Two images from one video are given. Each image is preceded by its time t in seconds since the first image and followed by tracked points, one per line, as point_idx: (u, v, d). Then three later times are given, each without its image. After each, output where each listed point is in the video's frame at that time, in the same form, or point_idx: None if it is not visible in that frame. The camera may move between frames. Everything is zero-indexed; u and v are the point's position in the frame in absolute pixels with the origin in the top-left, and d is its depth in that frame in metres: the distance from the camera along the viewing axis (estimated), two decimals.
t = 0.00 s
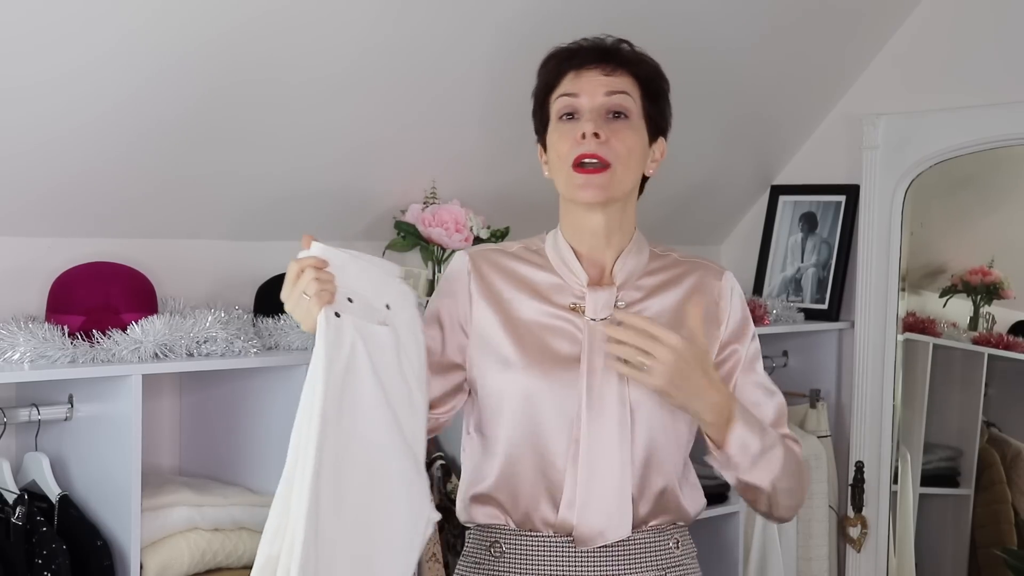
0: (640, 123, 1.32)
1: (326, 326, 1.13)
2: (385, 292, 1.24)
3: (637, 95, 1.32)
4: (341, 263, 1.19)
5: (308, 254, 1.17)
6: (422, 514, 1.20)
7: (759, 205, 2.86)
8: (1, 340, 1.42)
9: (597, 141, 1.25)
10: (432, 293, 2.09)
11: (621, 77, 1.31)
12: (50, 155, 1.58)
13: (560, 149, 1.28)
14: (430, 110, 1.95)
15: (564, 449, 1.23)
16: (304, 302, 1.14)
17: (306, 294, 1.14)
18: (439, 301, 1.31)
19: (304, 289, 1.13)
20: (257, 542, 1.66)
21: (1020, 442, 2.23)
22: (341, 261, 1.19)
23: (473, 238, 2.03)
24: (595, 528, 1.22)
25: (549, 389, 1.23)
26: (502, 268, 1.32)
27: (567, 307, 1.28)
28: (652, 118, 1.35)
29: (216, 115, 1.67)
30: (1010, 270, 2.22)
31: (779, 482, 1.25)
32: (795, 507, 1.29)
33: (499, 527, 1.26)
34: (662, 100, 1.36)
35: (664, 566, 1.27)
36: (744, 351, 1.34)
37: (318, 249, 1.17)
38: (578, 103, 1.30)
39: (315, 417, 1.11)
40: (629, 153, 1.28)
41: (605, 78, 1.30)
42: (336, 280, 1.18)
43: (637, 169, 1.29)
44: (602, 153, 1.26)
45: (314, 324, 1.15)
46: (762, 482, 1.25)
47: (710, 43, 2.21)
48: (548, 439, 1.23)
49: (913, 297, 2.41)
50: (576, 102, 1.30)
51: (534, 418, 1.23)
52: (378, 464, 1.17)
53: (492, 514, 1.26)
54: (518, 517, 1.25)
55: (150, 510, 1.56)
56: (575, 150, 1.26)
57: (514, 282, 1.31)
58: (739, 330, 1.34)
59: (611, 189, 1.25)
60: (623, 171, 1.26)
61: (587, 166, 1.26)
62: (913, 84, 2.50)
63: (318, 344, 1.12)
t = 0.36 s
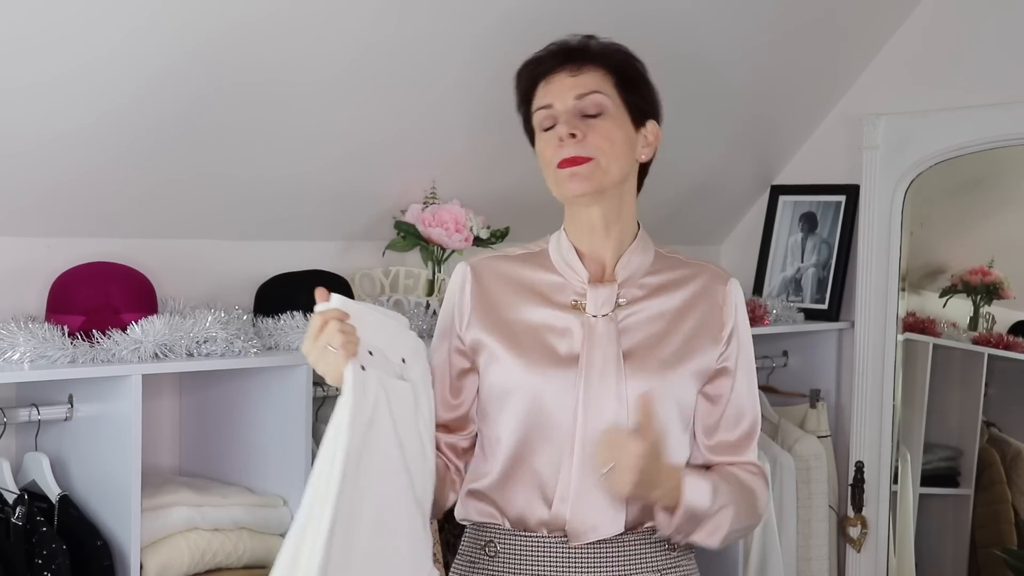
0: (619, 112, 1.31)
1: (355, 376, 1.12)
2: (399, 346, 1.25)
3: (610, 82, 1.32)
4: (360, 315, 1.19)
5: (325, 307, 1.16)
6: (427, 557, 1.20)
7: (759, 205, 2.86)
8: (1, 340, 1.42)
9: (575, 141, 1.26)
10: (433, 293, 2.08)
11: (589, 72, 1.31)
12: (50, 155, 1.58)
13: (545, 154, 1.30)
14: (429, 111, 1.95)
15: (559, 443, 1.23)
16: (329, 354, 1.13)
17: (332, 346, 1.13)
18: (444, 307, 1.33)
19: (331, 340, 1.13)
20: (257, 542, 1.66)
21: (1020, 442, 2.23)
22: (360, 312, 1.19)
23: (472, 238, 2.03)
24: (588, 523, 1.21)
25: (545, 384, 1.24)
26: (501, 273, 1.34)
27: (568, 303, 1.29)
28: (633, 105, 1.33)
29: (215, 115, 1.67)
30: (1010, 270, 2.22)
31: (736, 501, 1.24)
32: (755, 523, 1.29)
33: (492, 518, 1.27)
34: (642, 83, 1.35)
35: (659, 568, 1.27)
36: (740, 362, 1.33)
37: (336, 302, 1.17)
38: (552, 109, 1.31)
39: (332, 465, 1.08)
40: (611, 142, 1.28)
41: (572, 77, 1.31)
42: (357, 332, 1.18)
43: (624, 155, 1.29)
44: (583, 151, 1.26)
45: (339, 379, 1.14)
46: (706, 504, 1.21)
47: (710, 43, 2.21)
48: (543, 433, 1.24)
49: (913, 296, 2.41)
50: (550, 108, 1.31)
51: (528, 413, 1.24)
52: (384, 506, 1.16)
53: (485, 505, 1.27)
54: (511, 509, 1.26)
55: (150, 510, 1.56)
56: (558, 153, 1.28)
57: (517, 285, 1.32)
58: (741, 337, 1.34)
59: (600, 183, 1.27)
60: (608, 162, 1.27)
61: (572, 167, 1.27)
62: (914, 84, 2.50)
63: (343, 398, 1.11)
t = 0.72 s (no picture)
0: (609, 117, 1.29)
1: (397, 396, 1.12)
2: (421, 371, 1.22)
3: (596, 88, 1.30)
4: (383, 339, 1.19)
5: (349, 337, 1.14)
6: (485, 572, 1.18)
7: (759, 205, 2.86)
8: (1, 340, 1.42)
9: (571, 153, 1.25)
10: (433, 293, 2.08)
11: (575, 80, 1.29)
12: (49, 155, 1.57)
13: (541, 167, 1.28)
14: (430, 110, 1.94)
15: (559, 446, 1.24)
16: (369, 378, 1.12)
17: (369, 369, 1.13)
18: (448, 315, 1.34)
19: (368, 364, 1.12)
20: (257, 542, 1.66)
21: (1020, 442, 2.23)
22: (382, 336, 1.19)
23: (473, 238, 2.03)
24: (595, 524, 1.22)
25: (546, 388, 1.25)
26: (501, 280, 1.34)
27: (568, 306, 1.29)
28: (620, 107, 1.31)
29: (215, 116, 1.67)
30: (1010, 270, 2.22)
31: (721, 506, 1.22)
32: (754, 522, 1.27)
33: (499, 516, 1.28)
34: (626, 83, 1.33)
35: (666, 562, 1.26)
36: (742, 359, 1.30)
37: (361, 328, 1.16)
38: (541, 121, 1.29)
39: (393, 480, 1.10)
40: (606, 150, 1.26)
41: (558, 88, 1.29)
42: (389, 355, 1.17)
43: (620, 159, 1.28)
44: (579, 163, 1.25)
45: (383, 401, 1.13)
46: (683, 512, 1.19)
47: (709, 43, 2.21)
48: (543, 436, 1.24)
49: (913, 296, 2.41)
50: (540, 121, 1.29)
51: (530, 416, 1.25)
52: (451, 515, 1.14)
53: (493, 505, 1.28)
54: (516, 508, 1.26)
55: (150, 510, 1.56)
56: (554, 166, 1.26)
57: (519, 291, 1.32)
58: (742, 334, 1.31)
59: (599, 192, 1.26)
60: (605, 171, 1.26)
61: (570, 179, 1.26)
62: (914, 84, 2.50)
63: (393, 417, 1.12)
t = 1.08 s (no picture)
0: (617, 122, 1.30)
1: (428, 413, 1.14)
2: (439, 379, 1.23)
3: (608, 93, 1.30)
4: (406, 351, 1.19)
5: (374, 353, 1.14)
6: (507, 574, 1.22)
7: (759, 205, 2.86)
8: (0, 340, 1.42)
9: (583, 155, 1.24)
10: (433, 293, 2.08)
11: (588, 83, 1.29)
12: (48, 155, 1.57)
13: (548, 167, 1.27)
14: (430, 110, 1.94)
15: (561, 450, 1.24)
16: (399, 396, 1.13)
17: (398, 388, 1.13)
18: (448, 320, 1.34)
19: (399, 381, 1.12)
20: (257, 542, 1.66)
21: (1020, 442, 2.22)
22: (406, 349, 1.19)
23: (472, 238, 2.03)
24: (598, 522, 1.23)
25: (546, 393, 1.25)
26: (499, 284, 1.34)
27: (566, 311, 1.29)
28: (626, 113, 1.32)
29: (215, 115, 1.67)
30: (1009, 270, 2.22)
31: (715, 502, 1.23)
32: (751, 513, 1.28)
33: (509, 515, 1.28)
34: (633, 90, 1.33)
35: (671, 554, 1.26)
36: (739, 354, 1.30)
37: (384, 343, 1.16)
38: (552, 121, 1.28)
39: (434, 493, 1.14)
40: (615, 155, 1.27)
41: (570, 89, 1.28)
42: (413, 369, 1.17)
43: (625, 165, 1.28)
44: (590, 165, 1.25)
45: (413, 418, 1.14)
46: (677, 509, 1.20)
47: (709, 43, 2.21)
48: (545, 440, 1.24)
49: (913, 296, 2.41)
50: (549, 121, 1.28)
51: (532, 419, 1.25)
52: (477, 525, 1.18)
53: (500, 507, 1.28)
54: (523, 508, 1.26)
55: (150, 511, 1.56)
56: (564, 168, 1.25)
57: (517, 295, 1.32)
58: (737, 332, 1.31)
59: (607, 197, 1.26)
60: (613, 175, 1.26)
61: (579, 180, 1.25)
62: (914, 84, 2.50)
63: (425, 436, 1.14)
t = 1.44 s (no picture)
0: (626, 126, 1.30)
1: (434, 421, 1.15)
2: (452, 381, 1.23)
3: (618, 98, 1.30)
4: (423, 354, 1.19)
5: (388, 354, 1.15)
6: None
7: (759, 205, 2.86)
8: (1, 340, 1.42)
9: (592, 157, 1.25)
10: (433, 293, 2.08)
11: (600, 85, 1.29)
12: (48, 156, 1.57)
13: (557, 167, 1.27)
14: (430, 110, 1.94)
15: (568, 450, 1.24)
16: (407, 399, 1.14)
17: (407, 391, 1.14)
18: (455, 320, 1.34)
19: (408, 386, 1.13)
20: (257, 542, 1.66)
21: (1020, 442, 2.22)
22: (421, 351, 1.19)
23: (472, 239, 2.03)
24: (606, 521, 1.23)
25: (552, 394, 1.25)
26: (505, 284, 1.34)
27: (572, 312, 1.29)
28: (634, 118, 1.33)
29: (215, 116, 1.67)
30: (1009, 270, 2.22)
31: (721, 500, 1.23)
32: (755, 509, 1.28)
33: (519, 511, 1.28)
34: (641, 96, 1.34)
35: (675, 549, 1.26)
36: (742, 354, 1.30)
37: (400, 346, 1.16)
38: (562, 122, 1.28)
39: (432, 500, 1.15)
40: (625, 159, 1.27)
41: (582, 91, 1.29)
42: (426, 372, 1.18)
43: (633, 170, 1.29)
44: (600, 167, 1.25)
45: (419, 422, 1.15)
46: (684, 508, 1.20)
47: (709, 43, 2.20)
48: (552, 440, 1.25)
49: (913, 296, 2.41)
50: (560, 121, 1.29)
51: (540, 419, 1.26)
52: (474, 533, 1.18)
53: (509, 504, 1.28)
54: (531, 506, 1.26)
55: (150, 510, 1.56)
56: (574, 168, 1.25)
57: (523, 297, 1.32)
58: (740, 333, 1.31)
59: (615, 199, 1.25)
60: (622, 178, 1.26)
61: (587, 181, 1.25)
62: (914, 84, 2.49)
63: (429, 441, 1.15)
